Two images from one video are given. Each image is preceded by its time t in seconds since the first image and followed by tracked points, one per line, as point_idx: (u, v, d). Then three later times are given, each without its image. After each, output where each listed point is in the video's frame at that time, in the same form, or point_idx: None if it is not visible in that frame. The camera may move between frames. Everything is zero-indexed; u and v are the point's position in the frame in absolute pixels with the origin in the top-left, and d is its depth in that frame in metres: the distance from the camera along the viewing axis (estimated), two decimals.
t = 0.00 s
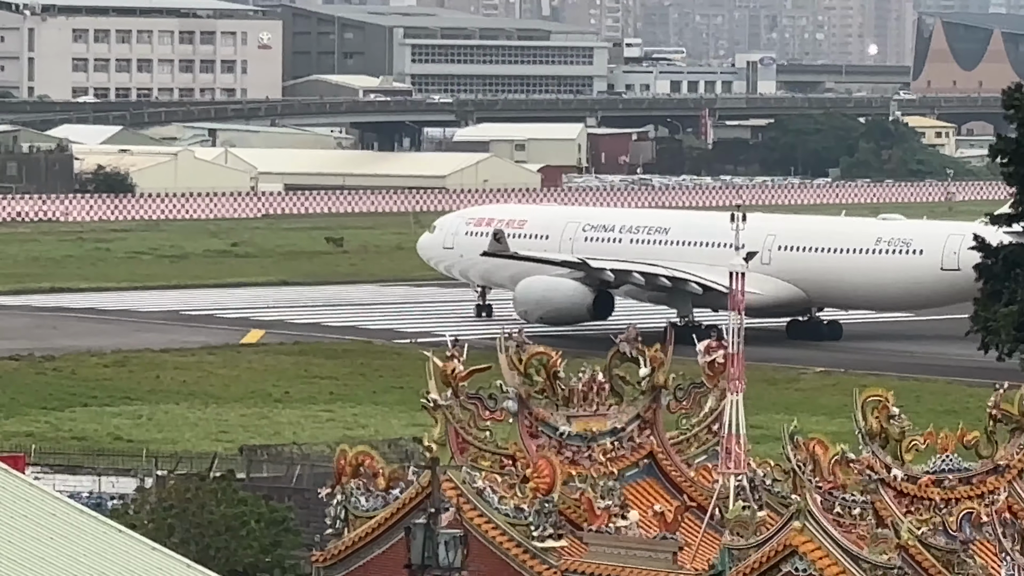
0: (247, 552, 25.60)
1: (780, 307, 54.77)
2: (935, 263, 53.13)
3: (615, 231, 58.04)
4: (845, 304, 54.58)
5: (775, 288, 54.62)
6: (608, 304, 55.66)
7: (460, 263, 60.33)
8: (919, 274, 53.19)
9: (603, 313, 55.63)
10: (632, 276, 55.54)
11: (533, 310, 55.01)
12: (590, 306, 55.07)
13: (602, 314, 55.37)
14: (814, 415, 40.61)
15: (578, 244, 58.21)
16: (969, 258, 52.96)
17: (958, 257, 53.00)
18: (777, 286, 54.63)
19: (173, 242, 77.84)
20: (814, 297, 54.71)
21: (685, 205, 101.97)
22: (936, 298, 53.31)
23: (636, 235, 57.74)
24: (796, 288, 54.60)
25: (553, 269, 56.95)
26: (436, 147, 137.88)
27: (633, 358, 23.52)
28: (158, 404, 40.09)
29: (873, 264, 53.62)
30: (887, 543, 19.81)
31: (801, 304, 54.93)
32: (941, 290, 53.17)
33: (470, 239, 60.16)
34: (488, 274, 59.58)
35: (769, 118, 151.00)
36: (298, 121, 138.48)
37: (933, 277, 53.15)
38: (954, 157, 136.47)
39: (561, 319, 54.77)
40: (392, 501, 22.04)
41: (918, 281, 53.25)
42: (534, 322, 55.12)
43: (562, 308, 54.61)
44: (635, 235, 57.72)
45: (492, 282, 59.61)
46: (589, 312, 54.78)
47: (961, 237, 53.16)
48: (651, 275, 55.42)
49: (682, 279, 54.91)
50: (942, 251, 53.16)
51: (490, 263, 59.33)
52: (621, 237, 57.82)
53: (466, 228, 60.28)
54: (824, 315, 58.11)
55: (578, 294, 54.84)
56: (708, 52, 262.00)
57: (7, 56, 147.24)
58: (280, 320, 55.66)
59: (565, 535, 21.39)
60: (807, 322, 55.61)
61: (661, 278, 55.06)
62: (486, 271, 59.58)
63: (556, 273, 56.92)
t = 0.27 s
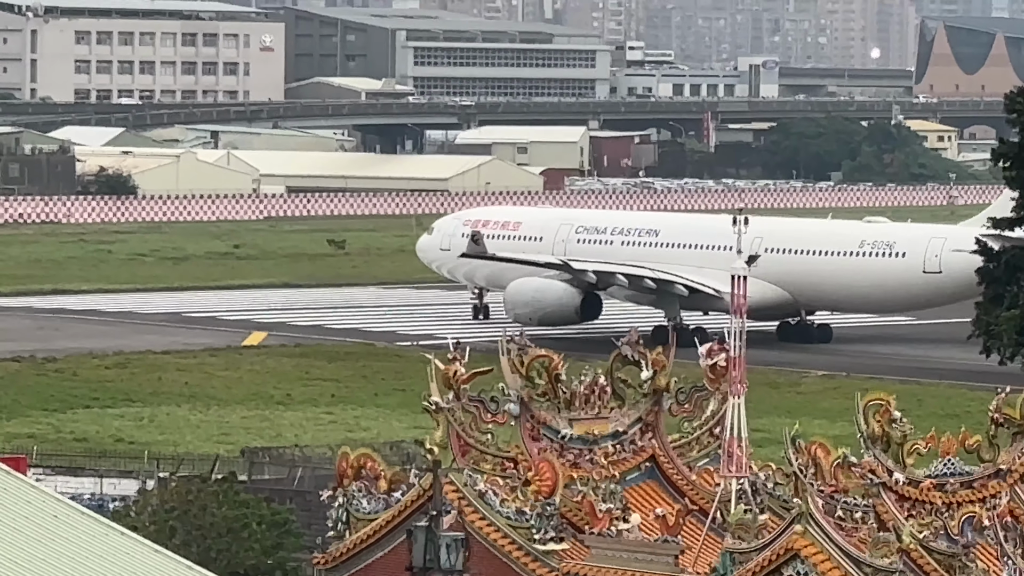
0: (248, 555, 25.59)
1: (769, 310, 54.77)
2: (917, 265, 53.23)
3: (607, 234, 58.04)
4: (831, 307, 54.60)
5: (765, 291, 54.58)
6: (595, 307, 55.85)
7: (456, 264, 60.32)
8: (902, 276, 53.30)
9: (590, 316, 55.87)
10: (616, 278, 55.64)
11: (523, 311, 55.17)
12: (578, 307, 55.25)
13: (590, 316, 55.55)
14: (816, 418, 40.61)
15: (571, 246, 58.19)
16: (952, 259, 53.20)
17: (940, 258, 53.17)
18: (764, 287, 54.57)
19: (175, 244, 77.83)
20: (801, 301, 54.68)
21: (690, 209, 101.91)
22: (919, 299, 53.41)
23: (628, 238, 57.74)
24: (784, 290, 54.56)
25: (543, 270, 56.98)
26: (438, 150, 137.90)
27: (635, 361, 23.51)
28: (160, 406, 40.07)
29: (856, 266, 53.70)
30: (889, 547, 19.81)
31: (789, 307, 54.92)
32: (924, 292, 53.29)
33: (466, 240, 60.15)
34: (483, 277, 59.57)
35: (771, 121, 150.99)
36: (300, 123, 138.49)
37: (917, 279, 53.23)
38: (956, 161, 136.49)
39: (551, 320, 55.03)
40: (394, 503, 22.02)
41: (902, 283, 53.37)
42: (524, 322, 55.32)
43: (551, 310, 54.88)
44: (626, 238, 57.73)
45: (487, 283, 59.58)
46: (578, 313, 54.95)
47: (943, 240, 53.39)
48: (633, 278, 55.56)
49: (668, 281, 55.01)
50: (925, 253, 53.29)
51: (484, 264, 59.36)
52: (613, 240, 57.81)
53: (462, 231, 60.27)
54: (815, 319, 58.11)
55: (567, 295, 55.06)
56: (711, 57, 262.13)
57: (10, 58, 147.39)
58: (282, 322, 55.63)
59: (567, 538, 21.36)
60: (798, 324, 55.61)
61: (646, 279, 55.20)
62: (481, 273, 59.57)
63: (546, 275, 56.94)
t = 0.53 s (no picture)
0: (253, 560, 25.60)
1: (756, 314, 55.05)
2: (898, 271, 53.56)
3: (601, 239, 58.34)
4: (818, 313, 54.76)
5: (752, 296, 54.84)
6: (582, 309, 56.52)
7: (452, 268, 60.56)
8: (884, 281, 53.63)
9: (579, 318, 56.99)
10: (599, 283, 56.17)
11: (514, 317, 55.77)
12: (567, 310, 56.04)
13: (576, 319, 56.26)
14: (820, 425, 40.56)
15: (565, 250, 58.46)
16: (933, 265, 53.48)
17: (921, 264, 53.48)
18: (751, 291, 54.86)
19: (179, 249, 77.83)
20: (787, 305, 54.75)
21: (693, 215, 101.90)
22: (900, 304, 53.75)
23: (621, 243, 58.05)
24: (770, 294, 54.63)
25: (534, 276, 57.26)
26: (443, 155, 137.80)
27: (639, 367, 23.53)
28: (164, 411, 40.07)
29: (838, 270, 54.01)
30: (892, 554, 19.80)
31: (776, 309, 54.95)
32: (906, 296, 53.65)
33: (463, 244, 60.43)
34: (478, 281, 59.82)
35: (775, 127, 150.87)
36: (304, 129, 138.39)
37: (896, 284, 53.59)
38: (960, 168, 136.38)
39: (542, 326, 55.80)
40: (397, 510, 21.99)
41: (884, 288, 53.68)
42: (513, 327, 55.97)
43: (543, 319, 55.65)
44: (620, 243, 58.04)
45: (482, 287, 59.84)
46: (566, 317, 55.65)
47: (924, 245, 53.71)
48: (617, 283, 56.16)
49: (653, 286, 55.75)
50: (906, 259, 53.62)
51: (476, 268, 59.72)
52: (606, 245, 58.13)
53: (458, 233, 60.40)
54: (807, 324, 58.19)
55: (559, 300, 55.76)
56: (715, 63, 261.96)
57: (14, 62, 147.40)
58: (286, 327, 55.62)
59: (571, 544, 21.31)
60: (787, 329, 55.77)
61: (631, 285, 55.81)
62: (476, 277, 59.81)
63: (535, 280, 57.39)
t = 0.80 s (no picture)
0: (255, 566, 25.64)
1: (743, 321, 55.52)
2: (883, 278, 53.64)
3: (595, 246, 58.95)
4: (807, 319, 54.87)
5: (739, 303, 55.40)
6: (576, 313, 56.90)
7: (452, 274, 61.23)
8: (869, 288, 53.73)
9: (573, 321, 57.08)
10: (584, 287, 56.60)
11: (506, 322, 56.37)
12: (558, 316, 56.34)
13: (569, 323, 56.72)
14: (822, 433, 40.54)
15: (561, 257, 59.09)
16: (916, 271, 53.51)
17: (904, 270, 53.52)
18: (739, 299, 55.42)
19: (183, 255, 77.86)
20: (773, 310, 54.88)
21: (698, 223, 101.81)
22: (885, 310, 53.80)
23: (615, 249, 58.66)
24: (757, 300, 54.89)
25: (525, 281, 57.87)
26: (446, 162, 137.81)
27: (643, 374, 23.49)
28: (166, 417, 40.12)
29: (822, 277, 54.13)
30: (895, 562, 19.84)
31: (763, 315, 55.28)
32: (891, 303, 53.73)
33: (464, 251, 61.14)
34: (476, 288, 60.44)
35: (781, 135, 150.76)
36: (309, 136, 138.35)
37: (881, 290, 53.68)
38: (964, 175, 136.16)
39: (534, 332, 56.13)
40: (400, 518, 21.97)
41: (867, 294, 53.81)
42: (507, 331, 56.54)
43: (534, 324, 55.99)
44: (614, 249, 58.62)
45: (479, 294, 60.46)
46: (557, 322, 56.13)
47: (908, 252, 53.77)
48: (604, 288, 56.61)
49: (642, 292, 56.01)
50: (889, 265, 53.69)
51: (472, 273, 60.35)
52: (601, 251, 58.73)
53: (463, 240, 61.26)
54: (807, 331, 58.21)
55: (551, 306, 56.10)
56: (720, 71, 261.65)
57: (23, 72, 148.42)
58: (289, 335, 55.61)
59: (574, 553, 21.25)
60: (779, 336, 55.91)
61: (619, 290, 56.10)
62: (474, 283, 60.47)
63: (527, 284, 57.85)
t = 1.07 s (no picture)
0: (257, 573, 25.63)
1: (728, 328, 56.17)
2: (867, 285, 53.80)
3: (590, 254, 59.53)
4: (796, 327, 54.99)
5: (727, 310, 56.02)
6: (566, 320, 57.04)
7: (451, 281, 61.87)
8: (852, 296, 53.88)
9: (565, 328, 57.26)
10: (571, 294, 56.83)
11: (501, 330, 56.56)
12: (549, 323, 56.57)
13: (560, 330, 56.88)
14: (826, 441, 40.53)
15: (557, 264, 59.68)
16: (899, 278, 53.64)
17: (887, 278, 53.66)
18: (726, 306, 56.06)
19: (186, 263, 77.87)
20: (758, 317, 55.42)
21: (701, 231, 101.77)
22: (870, 318, 53.94)
23: (610, 257, 59.22)
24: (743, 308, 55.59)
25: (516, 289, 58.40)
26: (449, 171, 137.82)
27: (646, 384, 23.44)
28: (170, 426, 40.11)
29: (807, 284, 54.25)
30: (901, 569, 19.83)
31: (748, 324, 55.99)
32: (876, 311, 53.88)
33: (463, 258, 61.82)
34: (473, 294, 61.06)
35: (783, 144, 150.72)
36: (312, 144, 138.35)
37: (864, 297, 53.85)
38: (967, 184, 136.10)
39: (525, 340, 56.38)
40: (403, 524, 21.90)
41: (851, 301, 53.98)
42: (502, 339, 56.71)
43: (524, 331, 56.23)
44: (609, 257, 59.17)
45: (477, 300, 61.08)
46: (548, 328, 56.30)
47: (891, 259, 53.92)
48: (592, 295, 56.93)
49: (631, 299, 56.41)
50: (874, 274, 53.85)
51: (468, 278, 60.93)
52: (596, 259, 59.29)
53: (458, 245, 61.60)
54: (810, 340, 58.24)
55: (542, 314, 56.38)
56: (722, 82, 261.50)
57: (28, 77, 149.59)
58: (292, 343, 55.59)
59: (578, 560, 21.19)
60: (773, 343, 56.12)
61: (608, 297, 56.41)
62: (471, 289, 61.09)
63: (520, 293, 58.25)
